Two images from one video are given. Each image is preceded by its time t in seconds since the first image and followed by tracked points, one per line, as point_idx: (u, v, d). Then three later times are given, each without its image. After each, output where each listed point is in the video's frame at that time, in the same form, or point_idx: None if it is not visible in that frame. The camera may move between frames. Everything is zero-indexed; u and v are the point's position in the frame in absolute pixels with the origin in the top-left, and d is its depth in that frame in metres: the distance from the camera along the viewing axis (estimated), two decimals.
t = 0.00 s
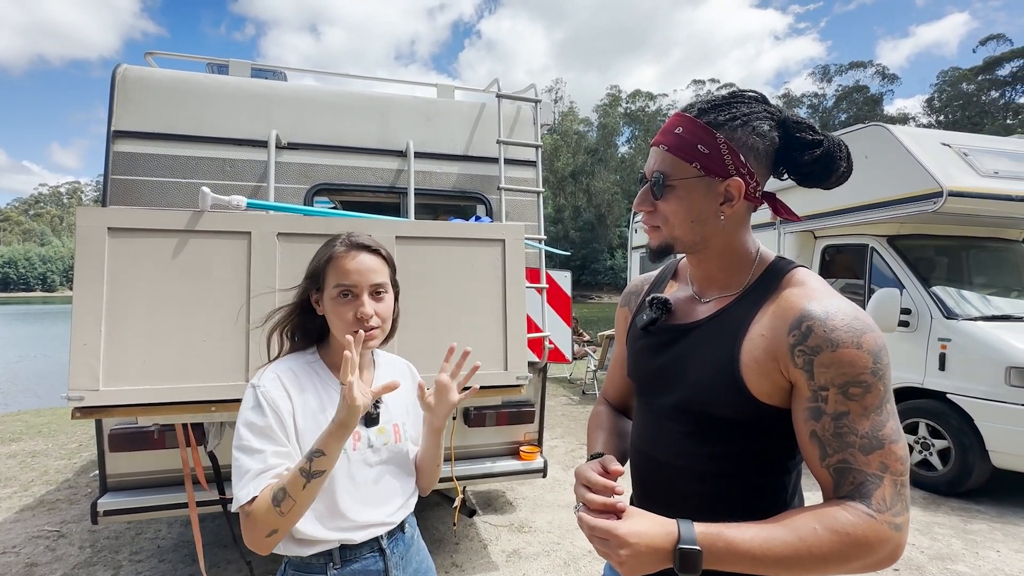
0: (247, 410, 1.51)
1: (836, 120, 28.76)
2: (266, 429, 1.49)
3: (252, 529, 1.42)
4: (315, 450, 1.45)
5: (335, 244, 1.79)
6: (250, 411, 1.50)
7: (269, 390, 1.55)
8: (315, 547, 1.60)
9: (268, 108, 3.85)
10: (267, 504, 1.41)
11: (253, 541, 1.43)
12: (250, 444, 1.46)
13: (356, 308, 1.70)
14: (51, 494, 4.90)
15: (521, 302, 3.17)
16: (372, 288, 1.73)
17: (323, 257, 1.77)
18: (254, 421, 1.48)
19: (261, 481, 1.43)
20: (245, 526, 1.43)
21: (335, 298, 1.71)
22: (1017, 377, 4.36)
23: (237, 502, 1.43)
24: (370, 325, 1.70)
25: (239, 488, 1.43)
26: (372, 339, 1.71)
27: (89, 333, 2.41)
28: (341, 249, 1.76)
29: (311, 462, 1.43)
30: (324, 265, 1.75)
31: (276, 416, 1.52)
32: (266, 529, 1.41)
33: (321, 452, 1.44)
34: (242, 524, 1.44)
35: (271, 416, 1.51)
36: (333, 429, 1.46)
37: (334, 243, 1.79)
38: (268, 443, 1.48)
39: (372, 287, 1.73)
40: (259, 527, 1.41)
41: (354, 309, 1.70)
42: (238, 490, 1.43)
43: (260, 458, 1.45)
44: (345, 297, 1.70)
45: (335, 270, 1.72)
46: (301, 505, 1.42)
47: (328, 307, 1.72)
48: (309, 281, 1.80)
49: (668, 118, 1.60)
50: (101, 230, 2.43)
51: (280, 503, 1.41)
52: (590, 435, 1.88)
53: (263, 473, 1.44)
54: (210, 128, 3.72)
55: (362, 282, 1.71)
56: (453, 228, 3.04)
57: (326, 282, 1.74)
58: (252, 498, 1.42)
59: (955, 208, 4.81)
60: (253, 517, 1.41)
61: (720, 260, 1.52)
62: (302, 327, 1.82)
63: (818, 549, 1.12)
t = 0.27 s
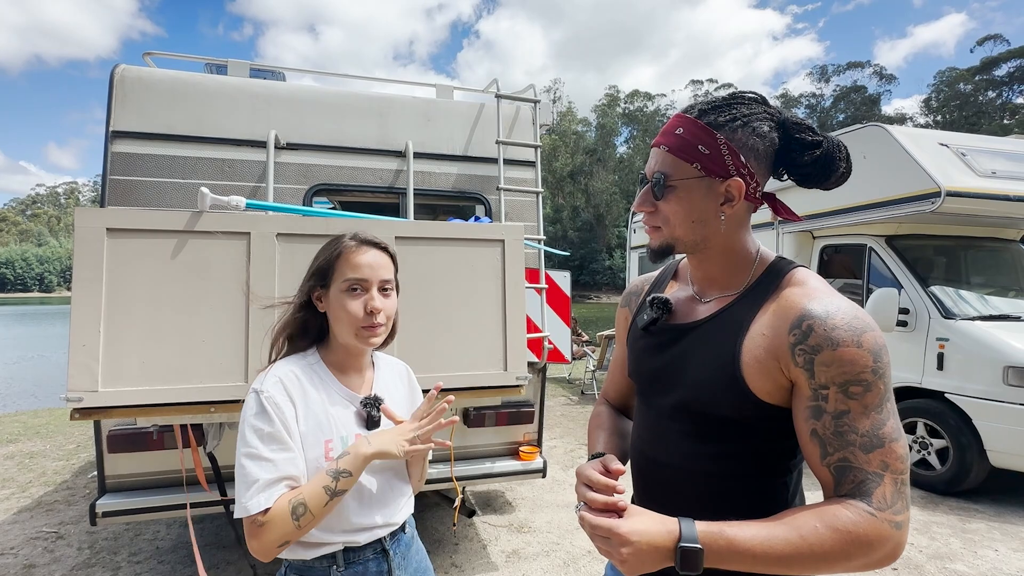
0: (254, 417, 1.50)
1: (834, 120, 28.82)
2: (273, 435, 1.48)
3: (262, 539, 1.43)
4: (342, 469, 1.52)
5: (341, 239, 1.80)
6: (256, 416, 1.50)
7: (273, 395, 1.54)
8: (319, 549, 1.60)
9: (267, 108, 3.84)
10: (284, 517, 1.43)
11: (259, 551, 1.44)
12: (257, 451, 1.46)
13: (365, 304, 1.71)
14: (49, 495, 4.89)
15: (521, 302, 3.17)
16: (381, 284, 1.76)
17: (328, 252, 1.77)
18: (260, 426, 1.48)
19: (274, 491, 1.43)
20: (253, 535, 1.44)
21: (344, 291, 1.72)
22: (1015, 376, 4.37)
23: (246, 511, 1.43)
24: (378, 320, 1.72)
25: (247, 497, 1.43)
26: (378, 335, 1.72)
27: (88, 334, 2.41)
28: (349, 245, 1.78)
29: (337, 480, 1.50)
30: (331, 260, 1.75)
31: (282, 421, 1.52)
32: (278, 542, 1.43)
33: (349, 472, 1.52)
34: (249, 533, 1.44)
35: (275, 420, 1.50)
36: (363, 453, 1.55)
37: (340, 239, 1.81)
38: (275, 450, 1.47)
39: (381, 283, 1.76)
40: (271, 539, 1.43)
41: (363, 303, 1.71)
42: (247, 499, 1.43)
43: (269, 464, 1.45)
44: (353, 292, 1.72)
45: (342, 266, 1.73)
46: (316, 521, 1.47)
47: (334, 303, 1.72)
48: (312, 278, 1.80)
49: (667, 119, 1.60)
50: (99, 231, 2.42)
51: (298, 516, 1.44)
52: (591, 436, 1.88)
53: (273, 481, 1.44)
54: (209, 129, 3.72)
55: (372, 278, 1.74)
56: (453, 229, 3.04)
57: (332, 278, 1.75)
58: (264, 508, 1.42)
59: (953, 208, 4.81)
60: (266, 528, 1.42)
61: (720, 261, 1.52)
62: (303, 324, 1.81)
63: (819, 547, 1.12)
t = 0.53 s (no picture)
0: (257, 406, 1.49)
1: (832, 120, 28.86)
2: (282, 419, 1.48)
3: (289, 516, 1.37)
4: (364, 435, 1.49)
5: (341, 235, 1.79)
6: (260, 406, 1.49)
7: (273, 386, 1.53)
8: (324, 550, 1.59)
9: (265, 106, 3.83)
10: (311, 488, 1.40)
11: (289, 533, 1.37)
12: (268, 435, 1.44)
13: (366, 301, 1.71)
14: (46, 494, 4.87)
15: (520, 301, 3.17)
16: (381, 282, 1.76)
17: (328, 248, 1.76)
18: (267, 413, 1.47)
19: (292, 470, 1.41)
20: (279, 516, 1.38)
21: (344, 289, 1.71)
22: (1013, 375, 4.37)
23: (266, 494, 1.39)
24: (377, 318, 1.72)
25: (266, 479, 1.39)
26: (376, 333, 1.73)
27: (85, 331, 2.39)
28: (350, 241, 1.77)
29: (361, 446, 1.47)
30: (331, 256, 1.73)
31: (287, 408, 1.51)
32: (307, 515, 1.38)
33: (372, 437, 1.49)
34: (273, 516, 1.38)
35: (281, 408, 1.50)
36: (384, 416, 1.54)
37: (339, 235, 1.79)
38: (287, 433, 1.47)
39: (382, 281, 1.75)
40: (300, 513, 1.37)
41: (363, 301, 1.71)
42: (266, 480, 1.39)
43: (284, 445, 1.44)
44: (354, 289, 1.71)
45: (343, 263, 1.72)
46: (344, 491, 1.44)
47: (333, 299, 1.71)
48: (310, 273, 1.78)
49: (670, 116, 1.60)
50: (97, 229, 2.41)
51: (326, 488, 1.41)
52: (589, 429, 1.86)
53: (290, 460, 1.43)
54: (207, 126, 3.70)
55: (373, 276, 1.73)
56: (452, 227, 3.03)
57: (332, 274, 1.73)
58: (287, 485, 1.39)
59: (951, 208, 4.82)
60: (293, 503, 1.38)
61: (720, 257, 1.52)
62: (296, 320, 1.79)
63: (820, 541, 1.12)
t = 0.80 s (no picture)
0: (268, 394, 1.49)
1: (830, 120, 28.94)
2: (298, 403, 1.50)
3: (340, 476, 1.42)
4: (394, 393, 1.62)
5: (329, 229, 1.79)
6: (272, 394, 1.50)
7: (278, 377, 1.54)
8: (324, 549, 1.59)
9: (263, 105, 3.82)
10: (354, 448, 1.48)
11: (342, 493, 1.42)
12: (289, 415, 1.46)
13: (361, 291, 1.71)
14: (42, 494, 4.85)
15: (518, 300, 3.16)
16: (375, 274, 1.76)
17: (320, 243, 1.75)
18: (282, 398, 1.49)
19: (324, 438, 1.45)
20: (325, 481, 1.41)
21: (338, 280, 1.70)
22: (1009, 374, 4.39)
23: (304, 466, 1.40)
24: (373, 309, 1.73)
25: (299, 452, 1.41)
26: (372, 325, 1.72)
27: (82, 330, 2.39)
28: (341, 234, 1.77)
29: (393, 402, 1.60)
30: (323, 252, 1.73)
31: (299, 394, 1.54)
32: (358, 472, 1.45)
33: (401, 393, 1.63)
34: (320, 482, 1.41)
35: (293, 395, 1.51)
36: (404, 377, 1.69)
37: (328, 229, 1.79)
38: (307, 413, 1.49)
39: (374, 272, 1.76)
40: (350, 472, 1.44)
41: (359, 292, 1.71)
42: (301, 454, 1.41)
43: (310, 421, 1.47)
44: (348, 280, 1.70)
45: (336, 257, 1.72)
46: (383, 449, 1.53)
47: (328, 293, 1.70)
48: (303, 271, 1.76)
49: (671, 115, 1.60)
50: (93, 227, 2.39)
51: (368, 443, 1.50)
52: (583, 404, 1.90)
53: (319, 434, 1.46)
54: (205, 125, 3.69)
55: (365, 266, 1.74)
56: (451, 226, 3.03)
57: (326, 268, 1.72)
58: (326, 453, 1.44)
59: (948, 207, 4.83)
60: (340, 464, 1.43)
61: (721, 255, 1.52)
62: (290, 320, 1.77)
63: (817, 541, 1.12)
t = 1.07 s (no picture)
0: (255, 410, 1.46)
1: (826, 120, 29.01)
2: (282, 430, 1.45)
3: (287, 534, 1.35)
4: (369, 455, 1.52)
5: (324, 229, 1.78)
6: (261, 414, 1.46)
7: (272, 390, 1.51)
8: (333, 549, 1.58)
9: (260, 102, 3.81)
10: (312, 507, 1.39)
11: (285, 550, 1.35)
12: (264, 447, 1.41)
13: (369, 288, 1.72)
14: (37, 492, 4.83)
15: (516, 298, 3.17)
16: (377, 270, 1.77)
17: (321, 241, 1.74)
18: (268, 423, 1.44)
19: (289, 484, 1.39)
20: (275, 534, 1.35)
21: (344, 280, 1.70)
22: (1004, 373, 4.41)
23: (263, 510, 1.36)
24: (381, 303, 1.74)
25: (262, 494, 1.37)
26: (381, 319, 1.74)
27: (78, 327, 2.38)
28: (339, 232, 1.77)
29: (364, 466, 1.50)
30: (324, 251, 1.72)
31: (288, 417, 1.49)
32: (305, 535, 1.36)
33: (376, 458, 1.52)
34: (270, 533, 1.36)
35: (282, 416, 1.47)
36: (385, 434, 1.55)
37: (323, 228, 1.79)
38: (288, 443, 1.44)
39: (377, 269, 1.77)
40: (299, 533, 1.36)
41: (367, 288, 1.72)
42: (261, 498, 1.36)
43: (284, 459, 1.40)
44: (355, 278, 1.71)
45: (340, 253, 1.72)
46: (342, 509, 1.44)
47: (335, 291, 1.70)
48: (304, 270, 1.75)
49: (677, 111, 1.59)
50: (89, 223, 2.39)
51: (326, 507, 1.41)
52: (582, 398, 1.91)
53: (289, 477, 1.39)
54: (202, 122, 3.68)
55: (370, 263, 1.75)
56: (449, 224, 3.03)
57: (330, 268, 1.71)
58: (285, 505, 1.36)
59: (944, 207, 4.85)
60: (291, 522, 1.35)
61: (727, 253, 1.52)
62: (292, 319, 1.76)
63: (811, 537, 1.13)
